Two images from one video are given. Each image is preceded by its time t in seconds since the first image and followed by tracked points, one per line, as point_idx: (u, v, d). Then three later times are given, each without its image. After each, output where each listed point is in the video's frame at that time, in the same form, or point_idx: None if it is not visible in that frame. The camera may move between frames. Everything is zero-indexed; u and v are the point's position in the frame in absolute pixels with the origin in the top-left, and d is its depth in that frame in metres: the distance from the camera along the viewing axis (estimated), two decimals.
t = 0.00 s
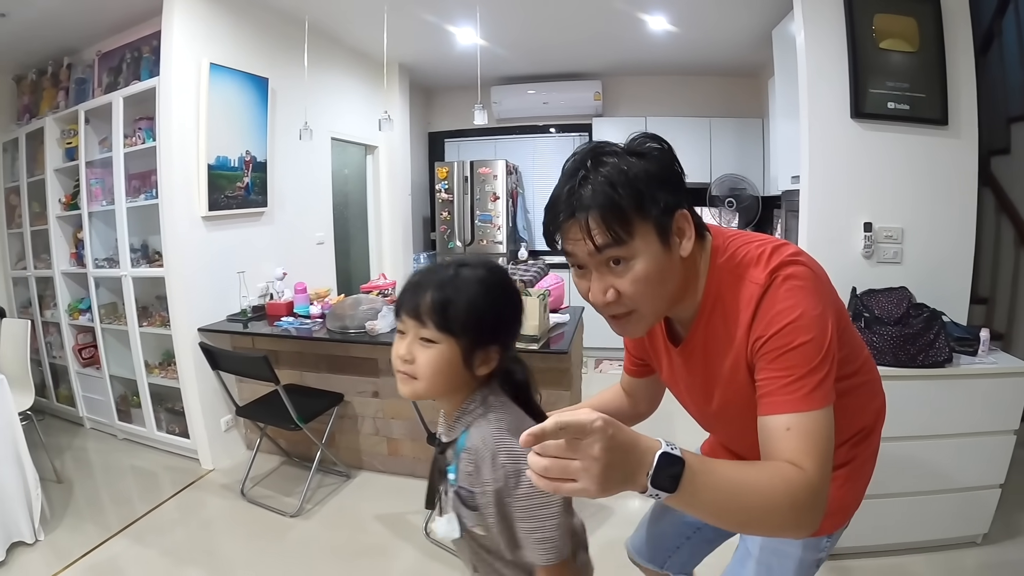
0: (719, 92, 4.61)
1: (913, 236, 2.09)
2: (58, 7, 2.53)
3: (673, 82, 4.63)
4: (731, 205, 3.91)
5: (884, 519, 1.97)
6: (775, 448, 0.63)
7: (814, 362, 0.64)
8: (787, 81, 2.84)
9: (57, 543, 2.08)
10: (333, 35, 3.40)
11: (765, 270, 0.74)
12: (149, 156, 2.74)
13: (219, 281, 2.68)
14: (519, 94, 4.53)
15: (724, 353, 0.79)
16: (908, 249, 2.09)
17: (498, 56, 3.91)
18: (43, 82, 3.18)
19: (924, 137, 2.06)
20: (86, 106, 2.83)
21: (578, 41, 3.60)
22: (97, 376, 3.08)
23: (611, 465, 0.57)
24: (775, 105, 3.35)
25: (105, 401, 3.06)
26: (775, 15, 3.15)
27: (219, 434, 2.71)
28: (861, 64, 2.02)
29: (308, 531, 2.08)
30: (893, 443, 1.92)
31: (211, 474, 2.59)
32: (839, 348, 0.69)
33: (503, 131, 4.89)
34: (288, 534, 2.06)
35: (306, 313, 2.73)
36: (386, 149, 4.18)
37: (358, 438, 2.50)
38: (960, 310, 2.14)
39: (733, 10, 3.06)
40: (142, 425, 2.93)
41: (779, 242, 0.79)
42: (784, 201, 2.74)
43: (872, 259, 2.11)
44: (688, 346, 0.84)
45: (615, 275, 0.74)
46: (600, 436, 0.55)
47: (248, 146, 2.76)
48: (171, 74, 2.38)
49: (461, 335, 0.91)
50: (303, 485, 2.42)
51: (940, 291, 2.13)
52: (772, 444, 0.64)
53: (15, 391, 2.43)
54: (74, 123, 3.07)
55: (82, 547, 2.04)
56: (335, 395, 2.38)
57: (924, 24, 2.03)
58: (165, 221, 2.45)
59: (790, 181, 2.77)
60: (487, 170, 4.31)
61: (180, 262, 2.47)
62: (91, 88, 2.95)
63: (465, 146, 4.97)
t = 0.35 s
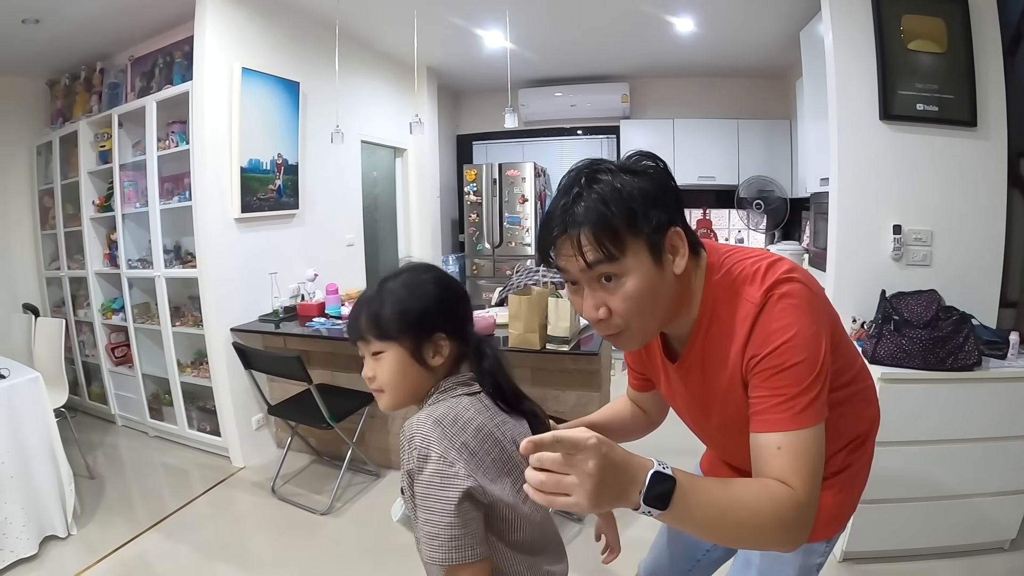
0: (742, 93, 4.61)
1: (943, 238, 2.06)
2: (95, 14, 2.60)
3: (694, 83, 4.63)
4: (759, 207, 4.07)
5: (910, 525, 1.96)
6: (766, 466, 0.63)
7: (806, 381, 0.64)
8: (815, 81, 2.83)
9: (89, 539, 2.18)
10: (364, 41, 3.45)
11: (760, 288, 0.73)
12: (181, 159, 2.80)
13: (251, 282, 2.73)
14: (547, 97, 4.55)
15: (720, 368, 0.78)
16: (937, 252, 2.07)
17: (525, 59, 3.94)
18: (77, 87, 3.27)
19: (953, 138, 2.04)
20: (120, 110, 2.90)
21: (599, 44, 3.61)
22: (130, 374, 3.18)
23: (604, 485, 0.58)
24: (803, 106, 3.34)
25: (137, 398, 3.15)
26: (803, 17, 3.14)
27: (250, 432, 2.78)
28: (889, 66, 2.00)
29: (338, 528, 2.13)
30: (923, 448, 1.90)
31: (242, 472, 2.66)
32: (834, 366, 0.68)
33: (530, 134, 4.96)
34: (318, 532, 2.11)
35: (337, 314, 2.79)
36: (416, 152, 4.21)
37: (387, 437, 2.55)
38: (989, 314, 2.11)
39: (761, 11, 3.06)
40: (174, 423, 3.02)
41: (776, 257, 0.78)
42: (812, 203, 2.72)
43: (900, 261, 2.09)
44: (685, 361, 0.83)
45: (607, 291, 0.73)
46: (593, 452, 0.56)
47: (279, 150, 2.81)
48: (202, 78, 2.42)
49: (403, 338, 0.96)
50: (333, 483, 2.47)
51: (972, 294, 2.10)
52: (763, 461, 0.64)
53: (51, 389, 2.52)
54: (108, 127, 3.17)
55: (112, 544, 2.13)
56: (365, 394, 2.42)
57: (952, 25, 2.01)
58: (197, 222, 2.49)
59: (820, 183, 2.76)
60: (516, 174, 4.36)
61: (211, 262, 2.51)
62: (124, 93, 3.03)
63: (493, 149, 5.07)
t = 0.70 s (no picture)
0: (769, 86, 4.59)
1: (976, 232, 2.04)
2: (131, 15, 2.67)
3: (716, 78, 4.62)
4: (790, 200, 4.00)
5: (940, 522, 1.95)
6: (757, 444, 0.66)
7: (795, 362, 0.67)
8: (846, 73, 2.80)
9: (122, 527, 2.30)
10: (395, 37, 3.48)
11: (747, 275, 0.76)
12: (214, 155, 2.86)
13: (285, 276, 2.82)
14: (575, 91, 4.51)
15: (713, 354, 0.81)
16: (970, 246, 2.04)
17: (554, 54, 3.95)
18: (111, 85, 3.38)
19: (985, 130, 2.01)
20: (154, 108, 2.98)
21: (620, 39, 3.62)
22: (164, 367, 3.29)
23: (599, 466, 0.61)
24: (833, 98, 3.31)
25: (172, 390, 3.26)
26: (833, 8, 3.12)
27: (283, 424, 2.88)
28: (919, 56, 1.98)
29: (369, 519, 2.25)
30: (950, 444, 1.87)
31: (275, 463, 2.77)
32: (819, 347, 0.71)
33: (559, 128, 4.96)
34: (351, 522, 2.23)
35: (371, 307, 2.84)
36: (446, 146, 4.21)
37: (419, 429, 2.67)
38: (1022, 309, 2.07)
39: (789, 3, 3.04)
40: (208, 414, 3.13)
41: (760, 243, 0.81)
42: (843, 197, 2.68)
43: (932, 255, 2.07)
44: (678, 350, 0.86)
45: (599, 282, 0.74)
46: (590, 433, 0.59)
47: (312, 145, 2.85)
48: (235, 76, 2.47)
49: (374, 353, 0.94)
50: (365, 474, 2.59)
51: (1007, 289, 2.07)
52: (756, 440, 0.67)
53: (88, 380, 2.64)
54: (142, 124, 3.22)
55: (144, 533, 2.25)
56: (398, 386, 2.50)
57: (983, 16, 1.99)
58: (233, 218, 2.57)
59: (852, 176, 2.71)
60: (545, 167, 4.37)
61: (244, 257, 2.60)
62: (156, 91, 3.10)
63: (523, 143, 5.05)
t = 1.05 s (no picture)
0: (797, 85, 4.54)
1: (1011, 237, 2.00)
2: (170, 10, 2.74)
3: (743, 77, 4.59)
4: (822, 201, 4.12)
5: (969, 530, 1.92)
6: (757, 445, 0.67)
7: (795, 364, 0.67)
8: (879, 73, 2.77)
9: (150, 511, 2.36)
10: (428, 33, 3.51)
11: (751, 274, 0.76)
12: (246, 148, 2.91)
13: (318, 269, 2.87)
14: (607, 88, 4.53)
15: (715, 352, 0.80)
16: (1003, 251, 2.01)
17: (587, 51, 3.96)
18: (146, 79, 3.46)
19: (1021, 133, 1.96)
20: (188, 102, 3.04)
21: (648, 36, 3.61)
22: (194, 356, 3.36)
23: (597, 479, 0.61)
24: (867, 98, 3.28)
25: (202, 378, 3.34)
26: (868, 6, 3.09)
27: (311, 414, 2.92)
28: (953, 56, 1.96)
29: (395, 510, 2.28)
30: (983, 452, 1.85)
31: (303, 453, 2.81)
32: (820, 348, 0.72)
33: (592, 124, 4.94)
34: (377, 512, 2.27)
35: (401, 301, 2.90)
36: (477, 141, 4.25)
37: (446, 423, 2.70)
38: None
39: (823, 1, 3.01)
40: (237, 403, 3.20)
41: (760, 243, 0.82)
42: (876, 199, 2.67)
43: (964, 259, 2.05)
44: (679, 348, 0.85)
45: (610, 278, 0.73)
46: (583, 453, 0.60)
47: (344, 139, 2.89)
48: (269, 70, 2.52)
49: (461, 334, 0.82)
50: (391, 466, 2.62)
51: None
52: (755, 441, 0.67)
53: (120, 367, 2.72)
54: (174, 118, 3.32)
55: (172, 517, 2.30)
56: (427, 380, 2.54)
57: (1017, 12, 1.94)
58: (266, 212, 2.62)
59: (885, 177, 2.68)
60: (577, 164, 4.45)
61: (278, 249, 2.65)
62: (190, 85, 3.17)
63: (554, 139, 5.06)
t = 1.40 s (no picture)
0: (801, 86, 4.53)
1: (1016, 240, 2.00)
2: (177, 12, 2.75)
3: (747, 78, 4.59)
4: (828, 203, 4.13)
5: (974, 534, 1.91)
6: (756, 442, 0.72)
7: (797, 367, 0.70)
8: (886, 75, 2.77)
9: (156, 509, 2.37)
10: (434, 34, 3.51)
11: (757, 273, 0.76)
12: (253, 148, 2.93)
13: (323, 269, 2.87)
14: (612, 90, 4.55)
15: (716, 349, 0.81)
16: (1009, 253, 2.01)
17: (591, 52, 3.95)
18: (153, 80, 3.48)
19: None
20: (195, 103, 3.06)
21: (653, 38, 3.61)
22: (200, 355, 3.38)
23: (596, 496, 0.70)
24: (874, 100, 3.27)
25: (207, 378, 3.35)
26: (874, 8, 3.09)
27: (316, 414, 2.93)
28: (959, 58, 1.95)
29: (399, 509, 2.29)
30: (988, 456, 1.84)
31: (307, 452, 2.82)
32: (818, 350, 0.74)
33: (597, 125, 4.94)
34: (380, 511, 2.28)
35: (405, 301, 2.91)
36: (482, 142, 4.25)
37: (450, 423, 2.71)
38: None
39: (830, 3, 3.01)
40: (242, 402, 3.21)
41: (765, 241, 0.82)
42: (882, 202, 2.67)
43: (970, 262, 2.05)
44: (679, 342, 0.85)
45: (612, 265, 0.74)
46: (582, 476, 0.69)
47: (350, 140, 2.90)
48: (276, 71, 2.53)
49: (510, 338, 0.85)
50: (395, 466, 2.63)
51: None
52: (754, 438, 0.72)
53: (126, 366, 2.74)
54: (181, 118, 3.34)
55: (178, 516, 2.31)
56: (431, 380, 2.56)
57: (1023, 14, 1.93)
58: (273, 212, 2.63)
59: (890, 179, 2.68)
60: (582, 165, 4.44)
61: (284, 250, 2.66)
62: (197, 85, 3.18)
63: (560, 140, 5.06)
